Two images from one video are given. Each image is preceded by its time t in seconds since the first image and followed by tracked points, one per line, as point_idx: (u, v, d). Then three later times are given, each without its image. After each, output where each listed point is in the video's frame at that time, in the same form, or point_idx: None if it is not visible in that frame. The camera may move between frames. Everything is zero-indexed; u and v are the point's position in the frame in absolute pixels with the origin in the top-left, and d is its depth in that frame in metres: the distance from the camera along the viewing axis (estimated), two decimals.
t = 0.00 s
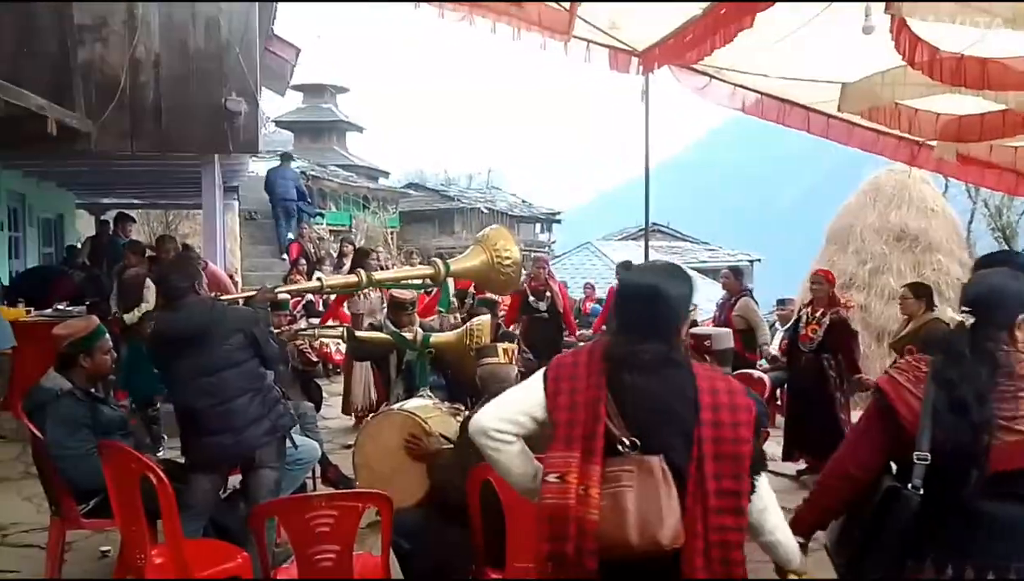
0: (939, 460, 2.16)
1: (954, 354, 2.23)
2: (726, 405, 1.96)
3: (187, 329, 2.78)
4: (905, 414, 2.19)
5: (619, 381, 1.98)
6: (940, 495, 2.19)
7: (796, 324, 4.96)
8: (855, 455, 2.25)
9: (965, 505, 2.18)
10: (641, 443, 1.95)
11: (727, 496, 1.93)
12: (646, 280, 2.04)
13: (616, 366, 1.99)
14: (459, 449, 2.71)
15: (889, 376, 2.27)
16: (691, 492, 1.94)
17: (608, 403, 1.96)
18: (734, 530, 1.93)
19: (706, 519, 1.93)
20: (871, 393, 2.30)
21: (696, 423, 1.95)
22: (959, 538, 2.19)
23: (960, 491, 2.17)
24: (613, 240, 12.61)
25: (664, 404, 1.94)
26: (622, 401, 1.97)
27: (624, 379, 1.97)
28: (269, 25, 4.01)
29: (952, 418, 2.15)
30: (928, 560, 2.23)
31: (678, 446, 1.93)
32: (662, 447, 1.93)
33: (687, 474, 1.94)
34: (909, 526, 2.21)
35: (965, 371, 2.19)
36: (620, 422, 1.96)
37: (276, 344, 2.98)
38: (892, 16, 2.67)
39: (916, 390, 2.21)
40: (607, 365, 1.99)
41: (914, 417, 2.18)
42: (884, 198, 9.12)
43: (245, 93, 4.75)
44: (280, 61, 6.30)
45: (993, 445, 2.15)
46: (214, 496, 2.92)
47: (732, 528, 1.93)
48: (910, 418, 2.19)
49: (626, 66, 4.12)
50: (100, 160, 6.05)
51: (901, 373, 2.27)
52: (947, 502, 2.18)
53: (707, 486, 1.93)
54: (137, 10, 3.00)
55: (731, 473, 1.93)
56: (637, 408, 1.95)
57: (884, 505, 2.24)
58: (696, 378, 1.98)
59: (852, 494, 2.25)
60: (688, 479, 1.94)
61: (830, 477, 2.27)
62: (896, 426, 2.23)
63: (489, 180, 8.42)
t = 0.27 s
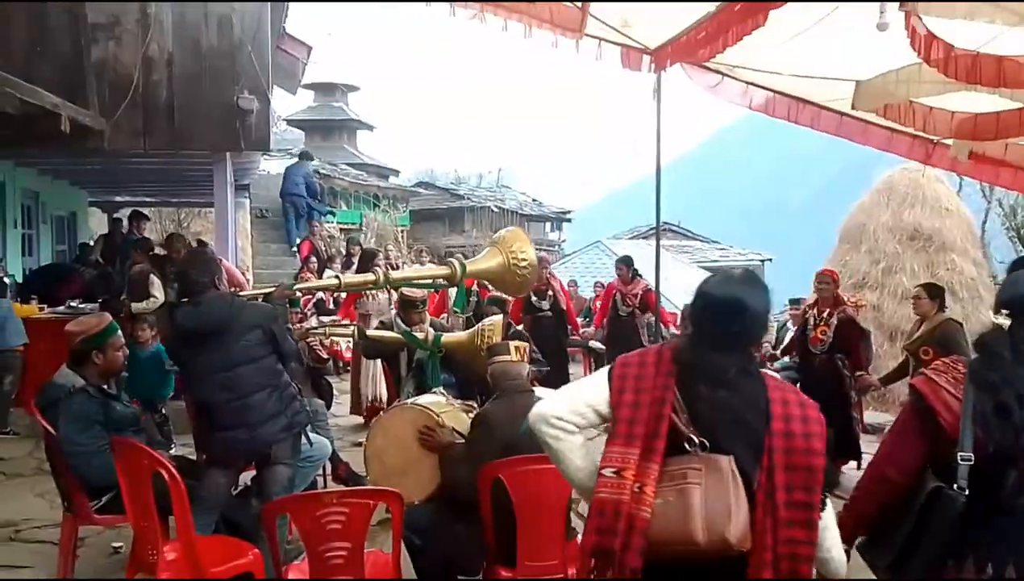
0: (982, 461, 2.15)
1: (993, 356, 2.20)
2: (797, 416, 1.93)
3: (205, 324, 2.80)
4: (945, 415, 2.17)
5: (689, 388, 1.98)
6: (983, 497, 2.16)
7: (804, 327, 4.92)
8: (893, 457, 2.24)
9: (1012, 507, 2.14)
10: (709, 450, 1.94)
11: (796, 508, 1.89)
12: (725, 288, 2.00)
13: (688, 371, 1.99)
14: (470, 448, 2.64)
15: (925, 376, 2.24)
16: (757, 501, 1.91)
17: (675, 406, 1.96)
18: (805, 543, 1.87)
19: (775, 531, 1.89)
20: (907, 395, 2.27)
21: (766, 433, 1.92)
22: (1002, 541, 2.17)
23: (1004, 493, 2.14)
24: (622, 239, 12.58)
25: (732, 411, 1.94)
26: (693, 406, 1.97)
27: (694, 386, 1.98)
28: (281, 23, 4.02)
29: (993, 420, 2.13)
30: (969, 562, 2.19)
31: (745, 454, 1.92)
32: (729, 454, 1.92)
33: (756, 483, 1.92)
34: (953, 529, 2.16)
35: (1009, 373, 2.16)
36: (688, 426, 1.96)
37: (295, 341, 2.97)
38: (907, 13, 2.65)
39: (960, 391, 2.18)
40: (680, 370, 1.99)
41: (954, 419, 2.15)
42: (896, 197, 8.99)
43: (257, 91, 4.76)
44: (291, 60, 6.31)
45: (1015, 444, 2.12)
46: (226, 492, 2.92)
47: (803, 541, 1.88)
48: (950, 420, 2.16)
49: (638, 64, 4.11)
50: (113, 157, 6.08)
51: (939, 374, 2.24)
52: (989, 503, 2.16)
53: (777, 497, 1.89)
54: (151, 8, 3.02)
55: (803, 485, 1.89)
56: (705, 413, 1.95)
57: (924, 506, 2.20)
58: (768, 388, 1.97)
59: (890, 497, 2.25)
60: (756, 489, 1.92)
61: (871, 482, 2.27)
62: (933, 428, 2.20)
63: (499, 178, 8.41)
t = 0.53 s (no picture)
0: (1001, 458, 2.09)
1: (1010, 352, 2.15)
2: (853, 419, 1.91)
3: (229, 321, 2.80)
4: (960, 413, 2.13)
5: (747, 385, 1.94)
6: (1006, 492, 2.10)
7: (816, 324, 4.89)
8: (918, 455, 2.20)
9: None
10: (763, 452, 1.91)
11: (851, 513, 1.88)
12: (790, 283, 1.95)
13: (747, 367, 1.95)
14: (484, 450, 2.61)
15: (940, 376, 2.20)
16: (813, 505, 1.90)
17: (734, 404, 1.93)
18: (857, 549, 1.88)
19: (828, 535, 1.89)
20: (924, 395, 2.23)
21: (822, 436, 1.91)
22: None
23: None
24: (635, 238, 12.54)
25: (791, 412, 1.90)
26: (749, 405, 1.93)
27: (752, 384, 1.94)
28: (294, 25, 4.03)
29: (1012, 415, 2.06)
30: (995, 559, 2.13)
31: (802, 457, 1.90)
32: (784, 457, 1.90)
33: (811, 487, 1.90)
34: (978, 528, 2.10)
35: None
36: (745, 425, 1.93)
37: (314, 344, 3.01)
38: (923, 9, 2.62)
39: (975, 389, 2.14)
40: (738, 365, 1.95)
41: (969, 416, 2.11)
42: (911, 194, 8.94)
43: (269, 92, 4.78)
44: (304, 62, 6.34)
45: None
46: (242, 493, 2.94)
47: (855, 546, 1.88)
48: (967, 418, 2.12)
49: (650, 62, 4.08)
50: (128, 161, 6.13)
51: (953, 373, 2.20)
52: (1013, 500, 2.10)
53: (833, 501, 1.88)
54: (164, 11, 3.02)
55: (858, 489, 1.88)
56: (764, 414, 1.92)
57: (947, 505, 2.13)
58: (825, 391, 1.94)
59: (914, 499, 2.20)
60: (812, 492, 1.90)
61: (895, 485, 2.22)
62: (951, 427, 2.16)
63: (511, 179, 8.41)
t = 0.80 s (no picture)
0: (998, 443, 2.08)
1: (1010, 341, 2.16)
2: (878, 416, 1.91)
3: (241, 315, 2.79)
4: (961, 401, 2.08)
5: (771, 384, 1.91)
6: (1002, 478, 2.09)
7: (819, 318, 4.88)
8: (919, 443, 2.13)
9: None
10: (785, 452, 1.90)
11: (875, 509, 1.90)
12: (817, 279, 1.89)
13: (771, 366, 1.92)
14: (489, 445, 2.61)
15: (942, 366, 2.14)
16: (838, 503, 1.91)
17: (756, 404, 1.91)
18: (881, 545, 1.89)
19: (854, 531, 1.91)
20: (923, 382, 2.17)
21: (849, 432, 1.89)
22: None
23: None
24: (638, 233, 12.53)
25: (818, 412, 1.87)
26: (772, 404, 1.91)
27: (778, 382, 1.91)
28: (296, 23, 4.03)
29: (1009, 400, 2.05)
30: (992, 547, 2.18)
31: (827, 456, 1.87)
32: (805, 458, 1.88)
33: (836, 485, 1.90)
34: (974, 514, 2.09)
35: None
36: (767, 426, 1.91)
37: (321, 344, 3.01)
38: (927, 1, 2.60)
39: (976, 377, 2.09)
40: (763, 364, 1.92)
41: (970, 403, 2.07)
42: (916, 187, 8.86)
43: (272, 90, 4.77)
44: (306, 60, 6.33)
45: None
46: (247, 489, 2.94)
47: (879, 541, 1.90)
48: (968, 406, 2.07)
49: (653, 58, 4.09)
50: (132, 160, 6.14)
51: (954, 362, 2.16)
52: (1011, 485, 2.09)
53: (858, 497, 1.90)
54: (166, 9, 3.02)
55: (882, 485, 1.90)
56: (787, 416, 1.89)
57: (946, 489, 2.10)
58: (849, 387, 1.92)
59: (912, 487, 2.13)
60: (838, 489, 1.90)
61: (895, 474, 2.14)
62: (952, 415, 2.10)
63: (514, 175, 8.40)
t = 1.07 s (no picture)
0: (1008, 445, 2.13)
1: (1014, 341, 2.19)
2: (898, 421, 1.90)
3: (254, 312, 2.81)
4: (969, 406, 2.15)
5: (798, 385, 1.89)
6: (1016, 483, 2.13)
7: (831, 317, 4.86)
8: (928, 448, 2.20)
9: None
10: (803, 453, 1.89)
11: (894, 516, 1.89)
12: (845, 284, 1.91)
13: (795, 366, 1.91)
14: (496, 448, 2.62)
15: (949, 372, 2.23)
16: (858, 507, 1.89)
17: (777, 404, 1.90)
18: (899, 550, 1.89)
19: (874, 539, 1.89)
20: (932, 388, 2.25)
21: (868, 438, 1.88)
22: None
23: None
24: (645, 235, 12.52)
25: (841, 416, 1.86)
26: (794, 405, 1.89)
27: (805, 382, 1.89)
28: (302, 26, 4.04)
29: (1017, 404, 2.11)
30: (1001, 550, 2.21)
31: (846, 459, 1.86)
32: (820, 460, 1.88)
33: (855, 490, 1.89)
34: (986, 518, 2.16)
35: None
36: (785, 426, 1.90)
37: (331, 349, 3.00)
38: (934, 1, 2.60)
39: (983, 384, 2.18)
40: (792, 366, 1.91)
41: (979, 408, 2.14)
42: (924, 186, 8.88)
43: (279, 94, 4.79)
44: (313, 63, 6.36)
45: None
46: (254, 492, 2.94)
47: (897, 546, 1.90)
48: (976, 410, 2.15)
49: (660, 59, 4.08)
50: (140, 164, 6.17)
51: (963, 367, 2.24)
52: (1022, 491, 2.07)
53: (877, 504, 1.89)
54: (174, 14, 3.03)
55: (902, 493, 1.89)
56: (806, 416, 1.88)
57: (956, 496, 2.19)
58: (869, 394, 1.91)
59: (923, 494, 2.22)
60: (857, 494, 1.89)
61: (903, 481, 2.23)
62: (959, 420, 2.18)
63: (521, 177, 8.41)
